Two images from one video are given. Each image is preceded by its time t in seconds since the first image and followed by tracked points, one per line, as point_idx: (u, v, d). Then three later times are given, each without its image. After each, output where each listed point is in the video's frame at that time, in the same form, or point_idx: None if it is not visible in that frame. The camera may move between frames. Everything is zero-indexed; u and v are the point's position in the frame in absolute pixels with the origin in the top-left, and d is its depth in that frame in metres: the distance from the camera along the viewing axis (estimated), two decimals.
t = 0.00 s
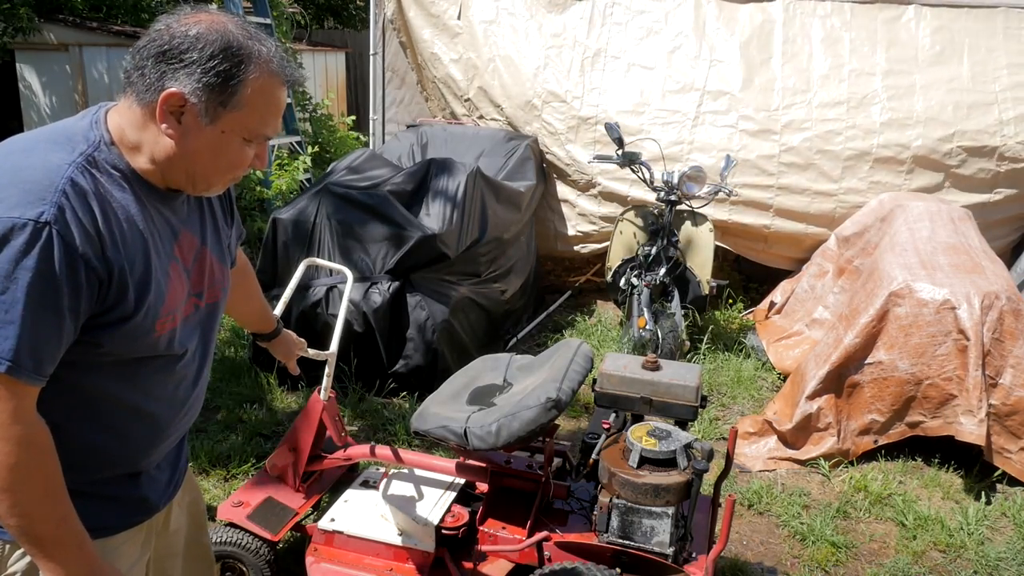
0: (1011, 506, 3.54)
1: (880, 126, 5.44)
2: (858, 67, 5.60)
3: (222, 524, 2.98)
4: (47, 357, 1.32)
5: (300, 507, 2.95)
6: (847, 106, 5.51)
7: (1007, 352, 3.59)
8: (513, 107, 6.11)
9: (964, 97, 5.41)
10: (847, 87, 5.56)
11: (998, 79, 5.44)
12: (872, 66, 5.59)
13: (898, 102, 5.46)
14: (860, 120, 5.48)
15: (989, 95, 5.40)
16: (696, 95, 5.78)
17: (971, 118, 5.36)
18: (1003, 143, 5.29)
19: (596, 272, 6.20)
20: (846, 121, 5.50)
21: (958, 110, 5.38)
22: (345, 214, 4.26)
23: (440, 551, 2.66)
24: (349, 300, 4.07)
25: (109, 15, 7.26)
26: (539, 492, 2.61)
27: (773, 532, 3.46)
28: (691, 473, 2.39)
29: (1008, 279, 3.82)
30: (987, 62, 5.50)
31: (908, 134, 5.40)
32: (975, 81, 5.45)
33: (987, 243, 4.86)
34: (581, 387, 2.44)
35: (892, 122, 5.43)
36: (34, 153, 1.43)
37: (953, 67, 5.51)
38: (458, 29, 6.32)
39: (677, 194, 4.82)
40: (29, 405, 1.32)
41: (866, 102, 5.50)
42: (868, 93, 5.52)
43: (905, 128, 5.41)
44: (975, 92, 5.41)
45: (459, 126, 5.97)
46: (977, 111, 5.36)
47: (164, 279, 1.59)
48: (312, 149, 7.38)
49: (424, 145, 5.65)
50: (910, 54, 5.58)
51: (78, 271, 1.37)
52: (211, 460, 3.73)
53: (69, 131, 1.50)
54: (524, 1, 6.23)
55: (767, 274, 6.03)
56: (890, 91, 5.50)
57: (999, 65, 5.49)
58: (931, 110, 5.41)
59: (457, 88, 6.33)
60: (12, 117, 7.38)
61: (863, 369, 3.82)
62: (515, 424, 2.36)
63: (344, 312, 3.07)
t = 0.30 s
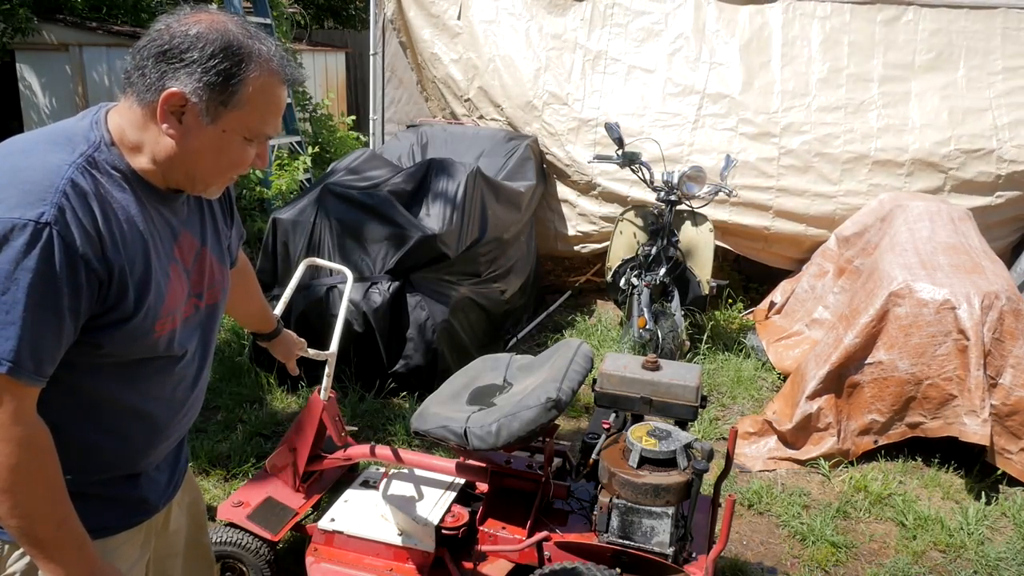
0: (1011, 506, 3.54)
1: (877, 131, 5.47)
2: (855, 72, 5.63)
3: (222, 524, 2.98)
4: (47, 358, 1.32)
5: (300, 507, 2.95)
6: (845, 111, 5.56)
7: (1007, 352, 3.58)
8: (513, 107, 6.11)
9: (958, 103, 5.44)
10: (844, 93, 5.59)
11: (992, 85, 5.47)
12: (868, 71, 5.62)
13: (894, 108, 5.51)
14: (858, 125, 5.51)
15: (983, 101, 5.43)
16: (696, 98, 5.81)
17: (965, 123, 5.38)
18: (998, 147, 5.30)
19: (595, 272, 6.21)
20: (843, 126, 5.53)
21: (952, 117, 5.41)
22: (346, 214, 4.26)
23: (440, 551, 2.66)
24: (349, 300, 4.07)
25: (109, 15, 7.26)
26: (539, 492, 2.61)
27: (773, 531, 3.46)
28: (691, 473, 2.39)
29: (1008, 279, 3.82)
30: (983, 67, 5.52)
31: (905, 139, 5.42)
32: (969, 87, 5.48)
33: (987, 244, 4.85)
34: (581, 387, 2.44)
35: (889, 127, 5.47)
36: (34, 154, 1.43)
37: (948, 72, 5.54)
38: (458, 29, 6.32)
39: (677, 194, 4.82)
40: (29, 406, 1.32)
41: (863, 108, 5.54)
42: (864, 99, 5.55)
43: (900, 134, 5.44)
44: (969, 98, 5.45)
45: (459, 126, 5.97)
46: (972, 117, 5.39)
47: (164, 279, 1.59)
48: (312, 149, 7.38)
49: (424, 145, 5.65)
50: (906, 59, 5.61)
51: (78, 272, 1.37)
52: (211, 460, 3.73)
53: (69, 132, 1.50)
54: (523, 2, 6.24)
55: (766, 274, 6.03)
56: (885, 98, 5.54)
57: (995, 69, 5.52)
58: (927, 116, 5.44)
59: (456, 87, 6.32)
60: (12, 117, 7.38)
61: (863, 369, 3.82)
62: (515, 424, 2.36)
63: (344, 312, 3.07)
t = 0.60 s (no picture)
0: (1011, 506, 3.54)
1: (873, 137, 5.52)
2: (853, 77, 5.66)
3: (222, 524, 2.98)
4: (44, 349, 1.32)
5: (300, 507, 2.95)
6: (841, 117, 5.60)
7: (1007, 352, 3.58)
8: (513, 107, 6.11)
9: (953, 110, 5.49)
10: (842, 98, 5.63)
11: (989, 87, 5.50)
12: (866, 75, 5.65)
13: (891, 113, 5.55)
14: (853, 131, 5.56)
15: (977, 106, 5.48)
16: (696, 100, 5.83)
17: (958, 130, 5.44)
18: (992, 151, 5.34)
19: (595, 271, 6.21)
20: (840, 131, 5.58)
21: (945, 123, 5.47)
22: (345, 214, 4.26)
23: (440, 551, 2.65)
24: (349, 300, 4.07)
25: (109, 15, 7.26)
26: (539, 492, 2.61)
27: (773, 532, 3.46)
28: (691, 473, 2.39)
29: (1008, 279, 3.82)
30: (981, 69, 5.54)
31: (900, 145, 5.47)
32: (964, 91, 5.52)
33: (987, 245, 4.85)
34: (581, 387, 2.44)
35: (885, 133, 5.51)
36: (33, 147, 1.43)
37: (945, 76, 5.57)
38: (458, 29, 6.32)
39: (677, 194, 4.82)
40: (25, 397, 1.31)
41: (860, 113, 5.58)
42: (861, 104, 5.59)
43: (895, 139, 5.50)
44: (963, 103, 5.49)
45: (459, 126, 5.97)
46: (966, 123, 5.44)
47: (162, 273, 1.59)
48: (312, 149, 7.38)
49: (424, 145, 5.65)
50: (905, 61, 5.63)
51: (76, 263, 1.36)
52: (211, 460, 3.73)
53: (69, 126, 1.50)
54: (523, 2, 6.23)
55: (766, 274, 6.04)
56: (882, 102, 5.58)
57: (993, 71, 5.53)
58: (920, 124, 5.50)
59: (456, 87, 6.32)
60: (12, 117, 7.38)
61: (863, 369, 3.82)
62: (515, 424, 2.36)
63: (344, 312, 3.06)
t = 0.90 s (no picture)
0: (1011, 506, 3.54)
1: (869, 142, 5.59)
2: (851, 80, 5.68)
3: (222, 524, 2.98)
4: (46, 332, 1.32)
5: (300, 507, 2.95)
6: (837, 121, 5.66)
7: (1007, 352, 3.58)
8: (513, 107, 6.12)
9: (949, 113, 5.53)
10: (839, 101, 5.67)
11: (986, 89, 5.51)
12: (865, 77, 5.66)
13: (888, 117, 5.60)
14: (849, 136, 5.63)
15: (973, 108, 5.51)
16: (695, 103, 5.86)
17: (953, 133, 5.49)
18: (986, 155, 5.41)
19: (595, 272, 6.22)
20: (835, 137, 5.65)
21: (940, 126, 5.52)
22: (345, 214, 4.27)
23: (440, 551, 2.65)
24: (349, 300, 4.07)
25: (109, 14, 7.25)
26: (539, 492, 2.61)
27: (772, 531, 3.46)
28: (691, 473, 2.39)
29: (1008, 279, 3.82)
30: (979, 70, 5.54)
31: (895, 150, 5.54)
32: (961, 93, 5.54)
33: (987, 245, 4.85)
34: (581, 387, 2.44)
35: (880, 137, 5.58)
36: (34, 136, 1.44)
37: (942, 77, 5.58)
38: (457, 29, 6.32)
39: (677, 194, 4.82)
40: (25, 381, 1.31)
41: (857, 117, 5.64)
42: (857, 108, 5.64)
43: (890, 144, 5.56)
44: (959, 105, 5.52)
45: (459, 126, 5.98)
46: (961, 126, 5.49)
47: (160, 262, 1.59)
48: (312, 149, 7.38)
49: (424, 145, 5.65)
50: (904, 63, 5.63)
51: (77, 246, 1.37)
52: (211, 460, 3.73)
53: (68, 117, 1.51)
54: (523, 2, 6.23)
55: (766, 274, 6.04)
56: (880, 105, 5.61)
57: (991, 73, 5.53)
58: (915, 127, 5.56)
59: (456, 88, 6.32)
60: (12, 117, 7.38)
61: (863, 369, 3.82)
62: (515, 424, 2.36)
63: (344, 312, 3.06)
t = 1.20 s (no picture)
0: (1011, 506, 3.54)
1: (866, 144, 5.66)
2: (850, 82, 5.68)
3: (222, 524, 2.97)
4: (52, 323, 1.33)
5: (300, 507, 2.95)
6: (836, 123, 5.70)
7: (1007, 352, 3.58)
8: (513, 107, 6.13)
9: (946, 114, 5.55)
10: (837, 103, 5.70)
11: (985, 90, 5.51)
12: (864, 78, 5.66)
13: (886, 119, 5.64)
14: (847, 138, 5.68)
15: (970, 110, 5.53)
16: (695, 107, 5.89)
17: (949, 136, 5.54)
18: (979, 160, 5.49)
19: (595, 272, 6.22)
20: (834, 138, 5.71)
21: (936, 128, 5.57)
22: (345, 214, 4.27)
23: (440, 551, 2.65)
24: (349, 300, 4.07)
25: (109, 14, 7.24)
26: (539, 492, 2.61)
27: (773, 531, 3.46)
28: (691, 473, 2.39)
29: (1008, 279, 3.82)
30: (977, 71, 5.52)
31: (891, 152, 5.61)
32: (958, 94, 5.54)
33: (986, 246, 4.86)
34: (581, 387, 2.44)
35: (876, 139, 5.63)
36: (42, 131, 1.44)
37: (941, 78, 5.57)
38: (457, 29, 6.32)
39: (677, 194, 4.82)
40: (29, 368, 1.32)
41: (856, 118, 5.68)
42: (855, 109, 5.67)
43: (886, 146, 5.63)
44: (957, 107, 5.54)
45: (459, 126, 5.98)
46: (957, 128, 5.54)
47: (157, 260, 1.60)
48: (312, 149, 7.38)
49: (424, 145, 5.65)
50: (902, 64, 5.61)
51: (84, 240, 1.38)
52: (211, 460, 3.73)
53: (69, 114, 1.51)
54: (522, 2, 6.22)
55: (766, 274, 6.06)
56: (878, 106, 5.64)
57: (989, 74, 5.50)
58: (911, 129, 5.60)
59: (457, 88, 6.33)
60: (11, 117, 7.37)
61: (863, 369, 3.82)
62: (515, 424, 2.36)
63: (344, 311, 3.06)
